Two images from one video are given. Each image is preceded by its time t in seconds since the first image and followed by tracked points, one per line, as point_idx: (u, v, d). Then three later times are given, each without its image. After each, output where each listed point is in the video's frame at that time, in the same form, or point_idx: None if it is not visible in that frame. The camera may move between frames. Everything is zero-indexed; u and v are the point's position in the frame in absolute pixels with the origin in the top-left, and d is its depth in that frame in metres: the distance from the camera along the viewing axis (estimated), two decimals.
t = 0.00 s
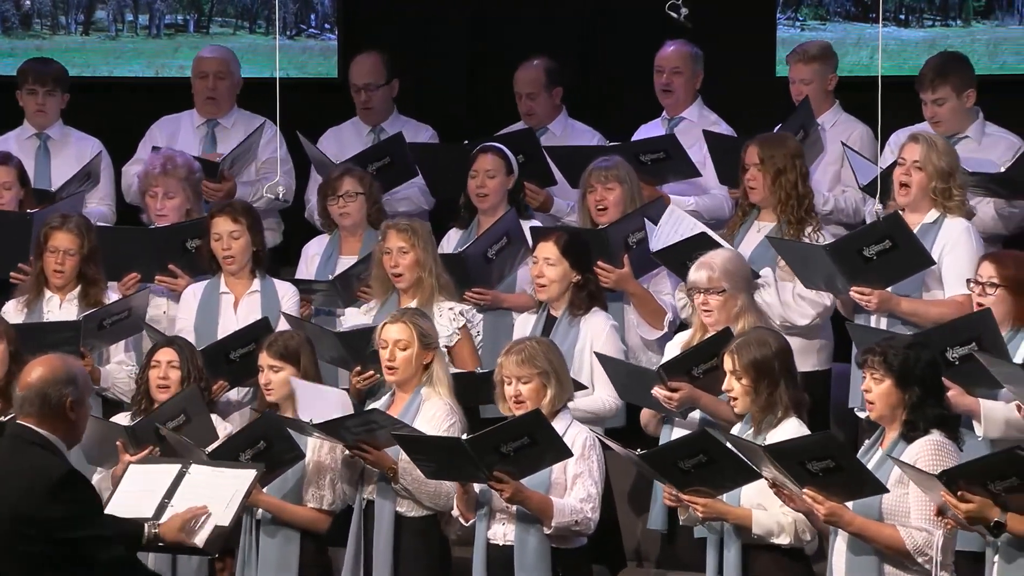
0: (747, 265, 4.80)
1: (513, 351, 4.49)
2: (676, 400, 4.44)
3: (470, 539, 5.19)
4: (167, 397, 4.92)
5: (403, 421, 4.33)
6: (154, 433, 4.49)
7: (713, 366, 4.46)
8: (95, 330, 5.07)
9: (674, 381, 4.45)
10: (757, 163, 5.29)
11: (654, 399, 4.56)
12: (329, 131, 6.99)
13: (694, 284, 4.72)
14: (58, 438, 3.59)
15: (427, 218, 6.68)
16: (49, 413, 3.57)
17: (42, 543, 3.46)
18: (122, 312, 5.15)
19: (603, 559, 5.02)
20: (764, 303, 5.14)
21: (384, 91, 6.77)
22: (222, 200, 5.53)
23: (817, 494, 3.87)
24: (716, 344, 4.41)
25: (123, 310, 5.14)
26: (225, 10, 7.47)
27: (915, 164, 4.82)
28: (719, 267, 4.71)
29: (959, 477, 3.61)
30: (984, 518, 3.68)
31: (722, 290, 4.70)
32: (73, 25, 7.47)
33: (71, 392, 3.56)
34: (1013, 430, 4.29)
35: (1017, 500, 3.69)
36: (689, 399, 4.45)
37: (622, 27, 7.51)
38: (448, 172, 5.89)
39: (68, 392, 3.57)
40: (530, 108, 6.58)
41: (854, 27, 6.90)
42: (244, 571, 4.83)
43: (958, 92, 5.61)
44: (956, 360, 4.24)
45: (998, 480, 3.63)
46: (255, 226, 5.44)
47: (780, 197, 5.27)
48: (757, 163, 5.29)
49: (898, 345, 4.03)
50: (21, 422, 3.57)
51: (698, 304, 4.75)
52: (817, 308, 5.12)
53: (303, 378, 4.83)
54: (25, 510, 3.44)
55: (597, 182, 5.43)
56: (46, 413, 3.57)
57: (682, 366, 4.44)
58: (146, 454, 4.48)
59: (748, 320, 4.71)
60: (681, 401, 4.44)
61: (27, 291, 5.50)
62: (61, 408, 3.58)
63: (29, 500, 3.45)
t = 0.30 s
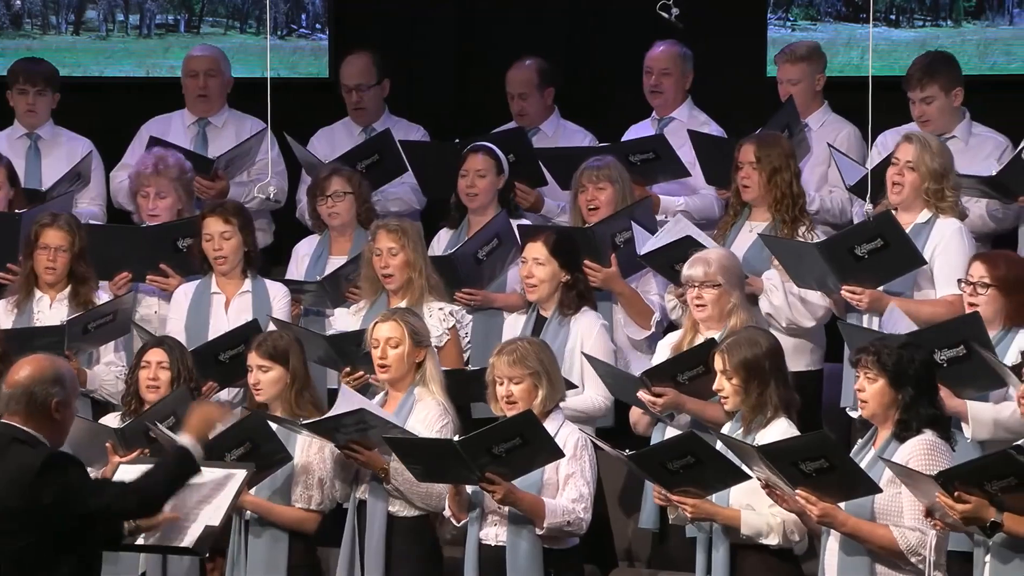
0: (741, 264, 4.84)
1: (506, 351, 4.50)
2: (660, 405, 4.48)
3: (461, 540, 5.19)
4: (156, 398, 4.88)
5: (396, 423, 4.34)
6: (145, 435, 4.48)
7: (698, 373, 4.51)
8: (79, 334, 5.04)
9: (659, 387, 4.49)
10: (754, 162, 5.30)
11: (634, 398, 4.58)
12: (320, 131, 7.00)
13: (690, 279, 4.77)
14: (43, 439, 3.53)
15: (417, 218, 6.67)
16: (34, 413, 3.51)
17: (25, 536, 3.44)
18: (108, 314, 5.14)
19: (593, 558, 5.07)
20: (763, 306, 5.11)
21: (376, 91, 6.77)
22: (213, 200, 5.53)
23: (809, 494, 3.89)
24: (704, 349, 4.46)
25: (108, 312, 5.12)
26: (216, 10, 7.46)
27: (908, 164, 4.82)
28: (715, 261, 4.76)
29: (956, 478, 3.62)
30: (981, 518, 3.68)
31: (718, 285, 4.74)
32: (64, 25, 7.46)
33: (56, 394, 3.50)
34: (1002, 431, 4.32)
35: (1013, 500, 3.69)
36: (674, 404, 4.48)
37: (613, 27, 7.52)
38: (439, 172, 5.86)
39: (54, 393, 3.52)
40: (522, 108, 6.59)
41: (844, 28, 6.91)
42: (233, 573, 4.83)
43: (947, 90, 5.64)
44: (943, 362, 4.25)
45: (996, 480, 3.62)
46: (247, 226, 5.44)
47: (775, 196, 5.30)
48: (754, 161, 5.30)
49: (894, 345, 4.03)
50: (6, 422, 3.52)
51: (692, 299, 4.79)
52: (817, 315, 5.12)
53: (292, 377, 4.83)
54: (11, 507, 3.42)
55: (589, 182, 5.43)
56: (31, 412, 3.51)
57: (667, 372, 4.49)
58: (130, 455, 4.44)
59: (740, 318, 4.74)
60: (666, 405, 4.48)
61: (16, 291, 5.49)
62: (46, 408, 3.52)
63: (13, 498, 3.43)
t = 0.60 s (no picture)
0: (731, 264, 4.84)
1: (498, 350, 4.51)
2: (646, 405, 4.47)
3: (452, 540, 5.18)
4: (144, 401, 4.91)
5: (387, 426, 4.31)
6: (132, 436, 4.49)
7: (685, 376, 4.50)
8: (62, 340, 5.04)
9: (645, 387, 4.49)
10: (746, 162, 5.31)
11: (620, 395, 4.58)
12: (311, 131, 7.00)
13: (682, 279, 4.77)
14: (25, 438, 3.52)
15: (408, 218, 6.67)
16: (17, 413, 3.50)
17: (23, 533, 3.39)
18: (91, 321, 5.09)
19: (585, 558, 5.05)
20: (755, 317, 5.12)
21: (367, 91, 6.76)
22: (203, 201, 5.52)
23: (804, 492, 3.90)
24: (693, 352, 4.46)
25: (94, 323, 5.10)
26: (206, 10, 7.45)
27: (898, 165, 4.83)
28: (706, 263, 4.76)
29: (954, 476, 3.62)
30: (977, 517, 3.71)
31: (709, 286, 4.74)
32: (54, 24, 7.45)
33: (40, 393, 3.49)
34: (991, 431, 4.35)
35: (1008, 499, 3.72)
36: (660, 405, 4.49)
37: (605, 27, 7.53)
38: (429, 172, 5.89)
39: (36, 392, 3.51)
40: (514, 106, 6.58)
41: (835, 28, 6.90)
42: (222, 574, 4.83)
43: (936, 88, 5.66)
44: (933, 364, 4.26)
45: (993, 478, 3.65)
46: (237, 226, 5.44)
47: (766, 197, 5.30)
48: (746, 161, 5.31)
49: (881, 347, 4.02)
50: None
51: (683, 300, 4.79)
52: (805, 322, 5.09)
53: (280, 377, 4.85)
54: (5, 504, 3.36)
55: (579, 184, 5.44)
56: (14, 412, 3.50)
57: (655, 374, 4.48)
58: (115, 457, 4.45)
59: (730, 320, 4.74)
60: (652, 406, 4.48)
61: (6, 291, 5.49)
62: (28, 408, 3.51)
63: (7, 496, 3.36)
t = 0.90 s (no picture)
0: (719, 264, 4.84)
1: (489, 350, 4.52)
2: (633, 406, 4.49)
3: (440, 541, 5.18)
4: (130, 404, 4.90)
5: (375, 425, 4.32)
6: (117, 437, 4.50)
7: (673, 378, 4.49)
8: (46, 343, 5.02)
9: (632, 388, 4.49)
10: (735, 162, 5.31)
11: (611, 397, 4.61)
12: (298, 131, 6.98)
13: (671, 280, 4.76)
14: None
15: (396, 218, 6.67)
16: None
17: None
18: (75, 323, 5.07)
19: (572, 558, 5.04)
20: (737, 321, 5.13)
21: (354, 90, 6.76)
22: (189, 202, 5.52)
23: (796, 492, 3.91)
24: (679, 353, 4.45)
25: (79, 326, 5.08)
26: (193, 9, 7.44)
27: (881, 168, 4.84)
28: (695, 262, 4.77)
29: (943, 475, 3.63)
30: (966, 517, 3.70)
31: (698, 286, 4.75)
32: (41, 24, 7.44)
33: (16, 393, 3.45)
34: (979, 431, 4.38)
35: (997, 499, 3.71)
36: (646, 407, 4.49)
37: (592, 27, 7.54)
38: (417, 172, 5.89)
39: (11, 394, 3.49)
40: (504, 105, 6.58)
41: (822, 28, 6.89)
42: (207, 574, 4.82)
43: (923, 87, 5.72)
44: (923, 365, 4.26)
45: (983, 478, 3.65)
46: (224, 226, 5.43)
47: (755, 197, 5.31)
48: (736, 161, 5.31)
49: (870, 346, 4.05)
50: None
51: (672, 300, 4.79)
52: (787, 323, 5.14)
53: (267, 377, 4.86)
54: None
55: (565, 187, 5.45)
56: None
57: (641, 374, 4.48)
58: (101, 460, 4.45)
59: (716, 321, 4.76)
60: (638, 407, 4.49)
61: None
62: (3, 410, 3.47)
63: None
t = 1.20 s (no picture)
0: (705, 265, 4.85)
1: (480, 350, 4.53)
2: (623, 405, 4.53)
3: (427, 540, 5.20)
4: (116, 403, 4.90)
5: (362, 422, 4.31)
6: (103, 436, 4.51)
7: (664, 377, 4.50)
8: (29, 345, 5.02)
9: (622, 387, 4.52)
10: (723, 162, 5.32)
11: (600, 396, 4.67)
12: (286, 131, 6.97)
13: (659, 281, 4.77)
14: None
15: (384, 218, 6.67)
16: None
17: None
18: (59, 328, 5.05)
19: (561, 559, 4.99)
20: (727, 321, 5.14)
21: (341, 90, 6.76)
22: (176, 202, 5.52)
23: (787, 491, 3.91)
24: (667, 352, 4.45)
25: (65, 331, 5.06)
26: (180, 9, 7.44)
27: (861, 172, 4.87)
28: (683, 263, 4.78)
29: (928, 475, 3.63)
30: (952, 516, 3.69)
31: (686, 287, 4.75)
32: (27, 24, 7.41)
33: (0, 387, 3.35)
34: (967, 432, 4.42)
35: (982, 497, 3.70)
36: (636, 405, 4.53)
37: (579, 27, 7.55)
38: (405, 172, 5.90)
39: None
40: (492, 105, 6.58)
41: (809, 28, 6.89)
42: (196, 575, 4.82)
43: (912, 85, 5.74)
44: (914, 366, 4.24)
45: (969, 477, 3.64)
46: (211, 226, 5.43)
47: (743, 197, 5.32)
48: (723, 161, 5.32)
49: (863, 344, 4.06)
50: None
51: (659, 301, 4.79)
52: (777, 323, 5.13)
53: (255, 377, 4.86)
54: None
55: (552, 189, 5.46)
56: None
57: (631, 374, 4.50)
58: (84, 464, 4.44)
59: (705, 322, 4.76)
60: (628, 405, 4.53)
61: None
62: None
63: None
